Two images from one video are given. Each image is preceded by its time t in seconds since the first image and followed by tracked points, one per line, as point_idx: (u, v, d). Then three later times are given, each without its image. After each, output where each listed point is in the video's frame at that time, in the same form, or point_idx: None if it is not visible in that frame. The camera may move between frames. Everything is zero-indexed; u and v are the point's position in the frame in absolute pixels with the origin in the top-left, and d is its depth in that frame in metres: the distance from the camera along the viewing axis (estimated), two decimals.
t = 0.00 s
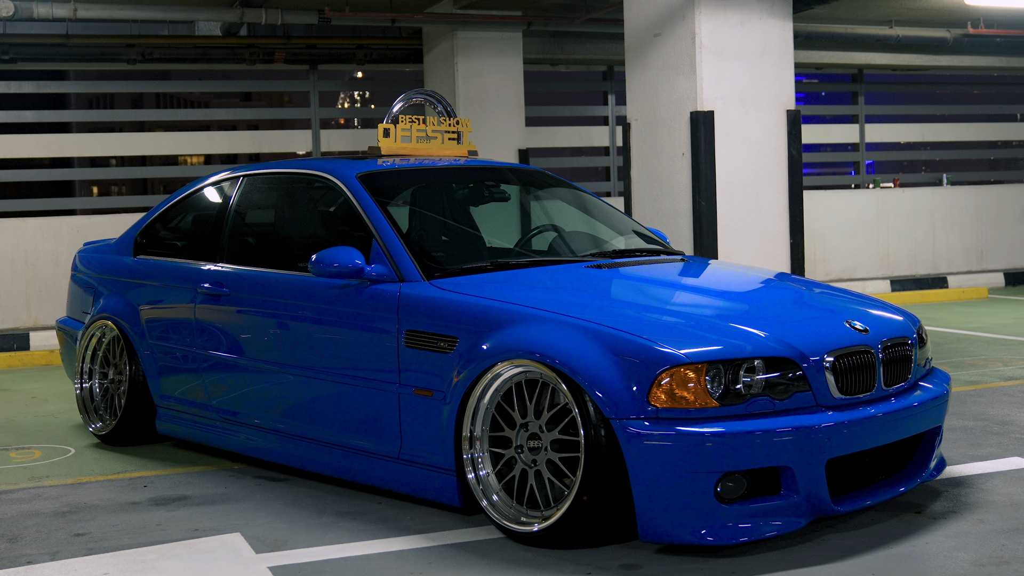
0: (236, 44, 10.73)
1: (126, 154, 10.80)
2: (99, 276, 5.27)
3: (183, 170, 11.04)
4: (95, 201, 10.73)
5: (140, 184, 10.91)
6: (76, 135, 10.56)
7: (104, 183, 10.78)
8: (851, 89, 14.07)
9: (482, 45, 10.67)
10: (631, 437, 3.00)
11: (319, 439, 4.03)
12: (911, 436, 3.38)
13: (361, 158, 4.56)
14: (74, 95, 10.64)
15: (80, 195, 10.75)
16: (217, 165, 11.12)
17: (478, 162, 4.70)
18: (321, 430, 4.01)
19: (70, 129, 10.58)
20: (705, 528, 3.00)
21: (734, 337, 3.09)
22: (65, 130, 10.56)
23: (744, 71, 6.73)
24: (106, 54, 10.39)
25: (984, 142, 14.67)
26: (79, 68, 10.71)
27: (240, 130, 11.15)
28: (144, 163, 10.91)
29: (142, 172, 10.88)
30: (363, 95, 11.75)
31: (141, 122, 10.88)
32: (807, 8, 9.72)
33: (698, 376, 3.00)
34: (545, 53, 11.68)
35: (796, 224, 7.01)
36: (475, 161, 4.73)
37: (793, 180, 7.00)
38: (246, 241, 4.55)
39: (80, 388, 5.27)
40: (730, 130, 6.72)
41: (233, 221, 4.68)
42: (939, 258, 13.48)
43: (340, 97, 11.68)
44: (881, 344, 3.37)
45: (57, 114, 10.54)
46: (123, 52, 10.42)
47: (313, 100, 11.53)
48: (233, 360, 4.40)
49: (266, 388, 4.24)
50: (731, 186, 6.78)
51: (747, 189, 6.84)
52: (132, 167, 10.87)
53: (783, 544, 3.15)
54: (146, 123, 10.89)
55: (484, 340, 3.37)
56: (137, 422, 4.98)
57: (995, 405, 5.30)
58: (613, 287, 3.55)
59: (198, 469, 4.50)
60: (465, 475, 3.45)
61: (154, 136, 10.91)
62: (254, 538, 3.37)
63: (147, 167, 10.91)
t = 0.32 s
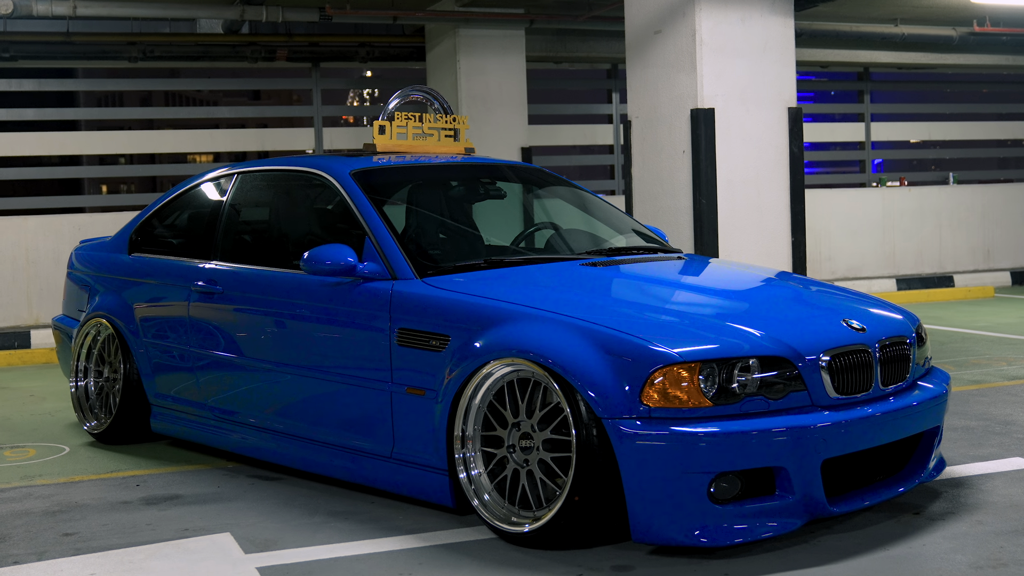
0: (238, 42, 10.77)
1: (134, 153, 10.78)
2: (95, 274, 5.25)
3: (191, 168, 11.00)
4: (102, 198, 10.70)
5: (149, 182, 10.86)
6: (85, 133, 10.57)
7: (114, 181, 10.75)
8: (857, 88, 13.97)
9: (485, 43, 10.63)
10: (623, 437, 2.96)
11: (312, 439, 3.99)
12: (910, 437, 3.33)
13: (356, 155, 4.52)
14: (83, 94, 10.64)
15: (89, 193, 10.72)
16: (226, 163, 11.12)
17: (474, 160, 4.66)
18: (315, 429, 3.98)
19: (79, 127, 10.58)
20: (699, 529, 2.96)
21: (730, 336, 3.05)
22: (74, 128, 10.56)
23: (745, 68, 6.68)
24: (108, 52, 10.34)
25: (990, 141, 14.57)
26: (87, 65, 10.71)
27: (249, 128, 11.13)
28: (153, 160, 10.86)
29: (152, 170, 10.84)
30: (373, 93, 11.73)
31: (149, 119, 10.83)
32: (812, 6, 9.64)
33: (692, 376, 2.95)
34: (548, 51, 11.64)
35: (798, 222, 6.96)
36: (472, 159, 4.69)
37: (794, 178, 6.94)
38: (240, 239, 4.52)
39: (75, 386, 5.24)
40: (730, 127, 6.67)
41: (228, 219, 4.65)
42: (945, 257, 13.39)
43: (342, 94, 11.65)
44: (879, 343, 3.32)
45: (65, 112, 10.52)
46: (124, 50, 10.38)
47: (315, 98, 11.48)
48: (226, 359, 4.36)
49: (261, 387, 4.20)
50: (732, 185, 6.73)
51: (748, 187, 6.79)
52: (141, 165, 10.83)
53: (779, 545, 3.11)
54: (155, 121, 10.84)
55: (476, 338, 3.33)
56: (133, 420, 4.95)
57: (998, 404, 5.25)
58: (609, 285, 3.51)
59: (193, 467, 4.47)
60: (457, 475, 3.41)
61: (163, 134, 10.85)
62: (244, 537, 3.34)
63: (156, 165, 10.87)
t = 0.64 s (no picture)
0: (240, 39, 10.62)
1: (144, 150, 10.77)
2: (91, 272, 5.23)
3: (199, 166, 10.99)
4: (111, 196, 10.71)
5: (158, 180, 10.87)
6: (96, 131, 10.59)
7: (123, 179, 10.74)
8: (863, 85, 13.84)
9: (488, 40, 10.58)
10: (615, 436, 2.92)
11: (306, 437, 3.97)
12: (908, 436, 3.28)
13: (352, 153, 4.49)
14: (92, 91, 10.68)
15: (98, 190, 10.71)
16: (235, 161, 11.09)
17: (473, 157, 4.62)
18: (309, 428, 3.95)
19: (89, 125, 10.60)
20: (693, 529, 2.91)
21: (725, 335, 3.01)
22: (84, 126, 10.59)
23: (747, 65, 6.63)
24: (109, 50, 10.29)
25: (998, 138, 14.47)
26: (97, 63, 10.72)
27: (256, 126, 11.13)
28: (162, 158, 10.87)
29: (160, 167, 10.84)
30: (381, 91, 11.68)
31: (159, 118, 10.82)
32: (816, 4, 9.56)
33: (686, 374, 2.91)
34: (551, 49, 11.61)
35: (801, 220, 6.90)
36: (471, 155, 4.65)
37: (796, 176, 6.88)
38: (235, 236, 4.49)
39: (70, 384, 5.22)
40: (732, 125, 6.62)
41: (223, 216, 4.63)
42: (952, 256, 13.31)
43: (346, 92, 11.61)
44: (877, 342, 3.27)
45: (75, 110, 10.57)
46: (125, 48, 10.35)
47: (317, 96, 11.43)
48: (221, 356, 4.34)
49: (255, 385, 4.18)
50: (734, 182, 6.68)
51: (750, 185, 6.74)
52: (150, 163, 10.84)
53: (775, 546, 3.06)
54: (164, 119, 10.83)
55: (469, 336, 3.29)
56: (128, 418, 4.93)
57: (1001, 403, 5.19)
58: (604, 283, 3.47)
59: (187, 466, 4.45)
60: (450, 474, 3.38)
61: (172, 131, 10.85)
62: (234, 537, 3.31)
63: (165, 162, 10.87)
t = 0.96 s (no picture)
0: (243, 37, 10.63)
1: (152, 149, 10.76)
2: (87, 269, 5.22)
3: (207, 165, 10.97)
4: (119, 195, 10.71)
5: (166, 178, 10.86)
6: (105, 129, 10.60)
7: (132, 179, 10.76)
8: (869, 83, 13.75)
9: (492, 37, 10.54)
10: (609, 434, 2.88)
11: (301, 435, 3.94)
12: (908, 434, 3.24)
13: (349, 149, 4.45)
14: (100, 90, 10.70)
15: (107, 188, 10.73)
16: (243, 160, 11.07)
17: (471, 153, 4.58)
18: (304, 425, 3.92)
19: (98, 122, 10.63)
20: (688, 528, 2.87)
21: (721, 332, 2.96)
22: (92, 124, 10.61)
23: (748, 61, 6.58)
24: (112, 48, 10.30)
25: (1005, 136, 14.36)
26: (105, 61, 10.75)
27: (260, 124, 11.11)
28: (171, 157, 10.85)
29: (169, 166, 10.83)
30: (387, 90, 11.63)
31: (167, 116, 10.83)
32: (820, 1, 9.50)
33: (681, 371, 2.87)
34: (555, 47, 11.56)
35: (803, 217, 6.85)
36: (470, 152, 4.61)
37: (799, 173, 6.83)
38: (231, 234, 4.46)
39: (68, 382, 5.21)
40: (734, 121, 6.57)
41: (219, 214, 4.60)
42: (959, 255, 13.22)
43: (349, 90, 11.56)
44: (876, 339, 3.23)
45: (84, 108, 10.60)
46: (129, 46, 10.36)
47: (320, 94, 11.38)
48: (217, 354, 4.31)
49: (251, 383, 4.15)
50: (735, 179, 6.63)
51: (752, 182, 6.70)
52: (159, 161, 10.82)
53: (771, 546, 3.02)
54: (173, 117, 10.84)
55: (462, 332, 3.26)
56: (124, 416, 4.91)
57: (1005, 402, 5.14)
58: (600, 280, 3.43)
59: (183, 464, 4.43)
60: (443, 472, 3.34)
61: (180, 130, 10.84)
62: (226, 536, 3.27)
63: (174, 161, 10.86)
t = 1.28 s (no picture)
0: (246, 36, 10.61)
1: (159, 148, 10.75)
2: (85, 266, 5.20)
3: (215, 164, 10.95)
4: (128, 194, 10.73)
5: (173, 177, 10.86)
6: (114, 128, 10.61)
7: (141, 179, 10.78)
8: (876, 81, 13.67)
9: (495, 35, 10.52)
10: (603, 431, 2.84)
11: (296, 434, 3.91)
12: (908, 432, 3.20)
13: (346, 144, 4.42)
14: (110, 88, 10.69)
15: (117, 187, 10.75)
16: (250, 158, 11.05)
17: (470, 149, 4.54)
18: (299, 423, 3.89)
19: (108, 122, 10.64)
20: (683, 527, 2.84)
21: (718, 327, 2.92)
22: (103, 123, 10.63)
23: (751, 56, 6.53)
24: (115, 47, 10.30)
25: (1012, 134, 14.26)
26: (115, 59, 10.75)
27: (263, 122, 11.09)
28: (181, 155, 10.84)
29: (179, 164, 10.83)
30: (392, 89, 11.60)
31: (177, 114, 10.83)
32: None
33: (676, 367, 2.83)
34: (558, 44, 11.53)
35: (805, 214, 6.80)
36: (469, 148, 4.58)
37: (801, 169, 6.78)
38: (227, 231, 4.43)
39: (65, 380, 5.20)
40: (736, 117, 6.53)
41: (215, 210, 4.57)
42: (966, 253, 13.14)
43: (352, 88, 11.54)
44: (875, 335, 3.18)
45: (94, 107, 10.62)
46: (132, 44, 10.35)
47: (324, 92, 11.35)
48: (213, 352, 4.29)
49: (247, 381, 4.12)
50: (737, 176, 6.59)
51: (755, 178, 6.65)
52: (169, 160, 10.82)
53: (768, 544, 2.98)
54: (184, 115, 10.85)
55: (456, 328, 3.22)
56: (121, 414, 4.90)
57: (1009, 401, 5.08)
58: (596, 276, 3.39)
59: (180, 462, 4.40)
60: (437, 469, 3.31)
61: (189, 129, 10.84)
62: (218, 534, 3.24)
63: (184, 160, 10.84)
